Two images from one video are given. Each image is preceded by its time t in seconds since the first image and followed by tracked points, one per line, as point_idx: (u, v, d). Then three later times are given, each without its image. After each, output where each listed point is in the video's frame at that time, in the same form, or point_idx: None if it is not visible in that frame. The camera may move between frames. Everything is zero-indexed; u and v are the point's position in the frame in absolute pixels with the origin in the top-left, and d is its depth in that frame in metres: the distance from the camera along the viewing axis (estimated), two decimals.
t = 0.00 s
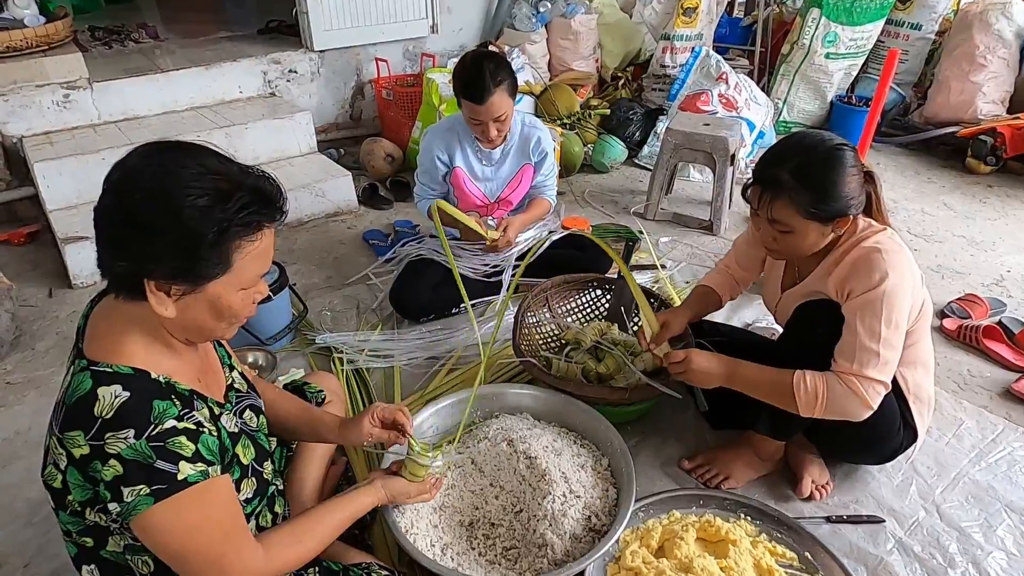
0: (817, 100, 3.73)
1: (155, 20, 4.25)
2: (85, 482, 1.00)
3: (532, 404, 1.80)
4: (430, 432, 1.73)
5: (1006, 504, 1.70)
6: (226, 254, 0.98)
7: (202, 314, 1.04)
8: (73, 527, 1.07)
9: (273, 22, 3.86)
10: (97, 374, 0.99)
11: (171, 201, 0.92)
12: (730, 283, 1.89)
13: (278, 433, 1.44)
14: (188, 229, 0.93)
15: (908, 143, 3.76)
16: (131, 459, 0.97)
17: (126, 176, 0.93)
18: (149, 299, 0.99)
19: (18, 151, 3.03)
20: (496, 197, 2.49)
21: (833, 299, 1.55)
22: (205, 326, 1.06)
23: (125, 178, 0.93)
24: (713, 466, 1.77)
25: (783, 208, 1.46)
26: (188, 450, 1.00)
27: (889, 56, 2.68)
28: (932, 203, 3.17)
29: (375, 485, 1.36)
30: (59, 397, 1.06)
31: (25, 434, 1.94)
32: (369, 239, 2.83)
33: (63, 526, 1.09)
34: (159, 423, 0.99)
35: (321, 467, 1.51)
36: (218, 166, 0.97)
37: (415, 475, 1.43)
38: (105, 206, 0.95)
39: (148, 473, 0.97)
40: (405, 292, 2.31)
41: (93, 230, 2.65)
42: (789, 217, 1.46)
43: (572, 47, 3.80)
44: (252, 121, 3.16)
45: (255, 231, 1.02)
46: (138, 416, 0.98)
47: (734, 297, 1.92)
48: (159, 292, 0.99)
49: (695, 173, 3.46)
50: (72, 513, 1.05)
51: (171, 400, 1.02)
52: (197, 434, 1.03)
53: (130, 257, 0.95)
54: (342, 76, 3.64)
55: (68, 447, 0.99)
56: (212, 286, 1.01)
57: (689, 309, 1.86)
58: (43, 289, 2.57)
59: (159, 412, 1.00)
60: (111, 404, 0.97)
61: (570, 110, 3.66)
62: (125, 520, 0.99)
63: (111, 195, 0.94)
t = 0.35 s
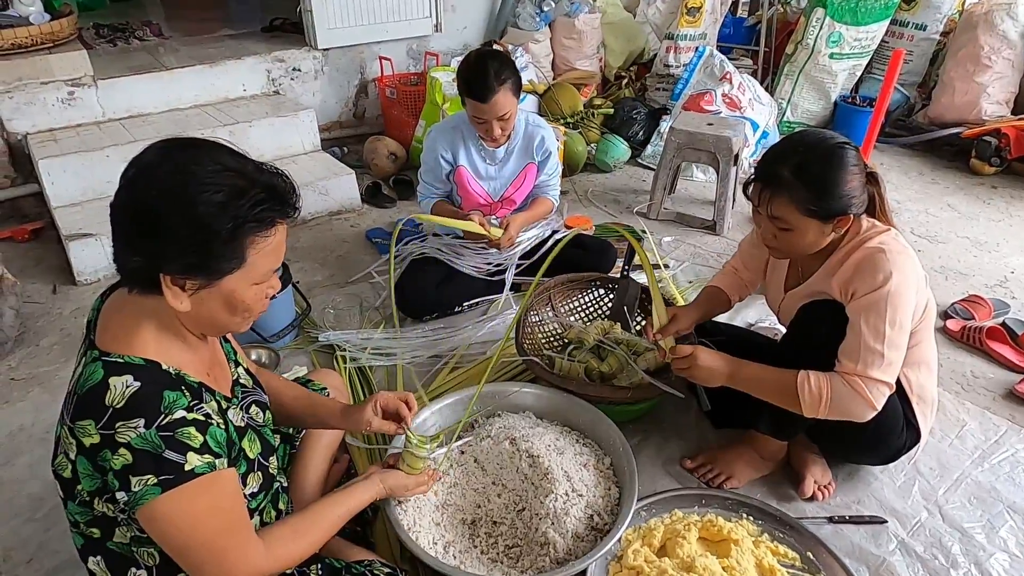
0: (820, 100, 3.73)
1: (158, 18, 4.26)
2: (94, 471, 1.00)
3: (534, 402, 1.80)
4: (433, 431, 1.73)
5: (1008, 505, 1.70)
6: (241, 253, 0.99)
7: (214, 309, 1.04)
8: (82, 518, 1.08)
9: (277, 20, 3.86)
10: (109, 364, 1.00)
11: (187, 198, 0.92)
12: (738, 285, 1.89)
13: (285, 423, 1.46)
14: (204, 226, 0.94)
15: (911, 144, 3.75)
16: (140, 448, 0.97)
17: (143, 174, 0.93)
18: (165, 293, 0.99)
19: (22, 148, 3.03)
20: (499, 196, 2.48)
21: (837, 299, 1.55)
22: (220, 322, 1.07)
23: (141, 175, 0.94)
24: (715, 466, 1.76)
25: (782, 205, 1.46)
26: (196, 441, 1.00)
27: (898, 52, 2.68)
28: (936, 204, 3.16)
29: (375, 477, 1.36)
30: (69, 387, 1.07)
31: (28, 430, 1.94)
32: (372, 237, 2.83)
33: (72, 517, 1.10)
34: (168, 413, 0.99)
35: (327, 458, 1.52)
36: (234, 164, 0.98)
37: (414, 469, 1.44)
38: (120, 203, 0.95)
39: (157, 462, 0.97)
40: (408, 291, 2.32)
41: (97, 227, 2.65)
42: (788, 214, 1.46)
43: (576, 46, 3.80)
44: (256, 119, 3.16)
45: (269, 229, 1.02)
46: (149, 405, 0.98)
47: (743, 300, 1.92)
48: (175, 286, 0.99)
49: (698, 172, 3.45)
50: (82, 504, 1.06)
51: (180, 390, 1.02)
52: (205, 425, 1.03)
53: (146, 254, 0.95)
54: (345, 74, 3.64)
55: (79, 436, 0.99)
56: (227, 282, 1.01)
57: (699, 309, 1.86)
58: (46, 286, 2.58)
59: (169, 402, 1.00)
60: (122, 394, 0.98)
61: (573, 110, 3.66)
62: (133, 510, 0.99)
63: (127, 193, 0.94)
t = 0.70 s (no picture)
0: (820, 100, 3.73)
1: (158, 18, 4.26)
2: (119, 464, 1.00)
3: (534, 402, 1.80)
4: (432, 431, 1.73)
5: (1008, 505, 1.70)
6: (275, 233, 1.00)
7: (245, 298, 1.05)
8: (98, 509, 1.09)
9: (277, 20, 3.86)
10: (140, 359, 1.00)
11: (216, 192, 0.93)
12: (741, 286, 1.90)
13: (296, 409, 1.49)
14: (237, 215, 0.94)
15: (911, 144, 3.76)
16: (168, 444, 0.97)
17: (164, 176, 0.93)
18: (206, 289, 1.00)
19: (23, 149, 3.03)
20: (500, 196, 2.48)
21: (836, 298, 1.55)
22: (254, 309, 1.09)
23: (165, 174, 0.93)
24: (715, 466, 1.77)
25: (780, 204, 1.47)
26: (222, 439, 1.01)
27: (897, 52, 2.68)
28: (936, 204, 3.17)
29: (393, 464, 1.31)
30: (95, 379, 1.07)
31: (30, 429, 1.94)
32: (372, 237, 2.83)
33: (87, 508, 1.10)
34: (197, 410, 1.00)
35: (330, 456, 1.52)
36: (248, 154, 0.98)
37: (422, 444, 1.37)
38: (150, 206, 0.94)
39: (184, 459, 0.97)
40: (408, 291, 2.32)
41: (98, 227, 2.65)
42: (786, 213, 1.47)
43: (576, 46, 3.81)
44: (257, 119, 3.16)
45: (292, 210, 1.03)
46: (178, 402, 0.99)
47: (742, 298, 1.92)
48: (216, 281, 1.00)
49: (698, 173, 3.46)
50: (101, 495, 1.07)
51: (207, 388, 1.03)
52: (230, 424, 1.04)
53: (184, 255, 0.95)
54: (346, 74, 3.64)
55: (106, 429, 0.99)
56: (263, 268, 1.02)
57: (699, 304, 1.86)
58: (47, 285, 2.58)
59: (197, 400, 1.01)
60: (152, 389, 0.98)
61: (573, 110, 3.66)
62: (155, 505, 0.99)
63: (150, 197, 0.94)
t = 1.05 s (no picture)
0: (817, 100, 3.73)
1: (154, 18, 4.25)
2: (126, 463, 1.00)
3: (532, 402, 1.80)
4: (429, 431, 1.73)
5: (1003, 504, 1.71)
6: (322, 252, 1.03)
7: (272, 308, 1.07)
8: (98, 506, 1.08)
9: (273, 20, 3.86)
10: (154, 358, 1.01)
11: (281, 207, 0.96)
12: (737, 287, 1.90)
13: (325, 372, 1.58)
14: (294, 229, 0.97)
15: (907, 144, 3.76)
16: (175, 445, 0.97)
17: (236, 181, 0.95)
18: (249, 294, 1.02)
19: (18, 149, 3.03)
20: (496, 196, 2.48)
21: (832, 296, 1.55)
22: (278, 318, 1.10)
23: (237, 177, 0.96)
24: (712, 465, 1.77)
25: (777, 203, 1.47)
26: (229, 443, 1.01)
27: (893, 53, 2.68)
28: (932, 204, 3.17)
29: (390, 465, 1.27)
30: (106, 376, 1.07)
31: (26, 430, 1.94)
32: (369, 237, 2.83)
33: (87, 505, 1.10)
34: (207, 415, 1.00)
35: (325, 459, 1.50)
36: (309, 172, 1.02)
37: (410, 441, 1.33)
38: (212, 206, 0.96)
39: (191, 461, 0.98)
40: (406, 291, 2.32)
41: (94, 227, 2.65)
42: (782, 212, 1.47)
43: (572, 46, 3.81)
44: (253, 119, 3.16)
45: (338, 234, 1.07)
46: (188, 404, 0.99)
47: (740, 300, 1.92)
48: (259, 288, 1.02)
49: (695, 173, 3.46)
50: (103, 492, 1.06)
51: (218, 393, 1.03)
52: (239, 430, 1.04)
53: (236, 256, 0.96)
54: (343, 74, 3.64)
55: (116, 427, 0.99)
56: (304, 280, 1.05)
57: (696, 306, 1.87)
58: (43, 286, 2.58)
59: (208, 403, 1.01)
60: (164, 390, 0.99)
61: (571, 110, 3.66)
62: (161, 506, 0.99)
63: (213, 197, 0.96)
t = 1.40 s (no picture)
0: (815, 99, 3.73)
1: (153, 18, 4.25)
2: (112, 481, 1.00)
3: (531, 403, 1.80)
4: (427, 431, 1.73)
5: (1002, 503, 1.71)
6: (304, 274, 1.04)
7: (250, 323, 1.07)
8: (78, 527, 1.07)
9: (272, 20, 3.86)
10: (132, 374, 0.99)
11: (269, 229, 0.97)
12: (743, 291, 1.88)
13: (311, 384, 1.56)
14: (280, 249, 0.98)
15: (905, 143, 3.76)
16: (164, 459, 0.97)
17: (230, 200, 0.97)
18: (228, 309, 1.02)
19: (16, 150, 3.02)
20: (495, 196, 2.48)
21: (830, 296, 1.55)
22: (255, 334, 1.11)
23: (229, 195, 0.97)
24: (711, 465, 1.77)
25: (777, 203, 1.47)
26: (217, 453, 1.01)
27: (892, 52, 2.68)
28: (930, 203, 3.17)
29: (373, 455, 1.31)
30: (78, 395, 1.05)
31: (24, 431, 1.94)
32: (367, 237, 2.83)
33: (64, 526, 1.09)
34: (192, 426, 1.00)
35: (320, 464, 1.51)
36: (301, 196, 1.03)
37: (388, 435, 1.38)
38: (202, 220, 0.97)
39: (181, 473, 0.98)
40: (404, 290, 2.30)
41: (93, 228, 2.65)
42: (782, 212, 1.47)
43: (571, 46, 3.81)
44: (251, 120, 3.15)
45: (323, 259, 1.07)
46: (173, 417, 0.99)
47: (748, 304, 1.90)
48: (238, 305, 1.02)
49: (694, 172, 3.46)
50: (83, 512, 1.05)
51: (200, 403, 1.03)
52: (224, 437, 1.04)
53: (220, 270, 0.97)
54: (341, 75, 3.64)
55: (96, 446, 0.98)
56: (282, 301, 1.06)
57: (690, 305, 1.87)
58: (41, 287, 2.57)
59: (192, 414, 1.01)
60: (146, 405, 0.98)
61: (569, 110, 3.66)
62: (151, 520, 0.99)
63: (204, 212, 0.97)
